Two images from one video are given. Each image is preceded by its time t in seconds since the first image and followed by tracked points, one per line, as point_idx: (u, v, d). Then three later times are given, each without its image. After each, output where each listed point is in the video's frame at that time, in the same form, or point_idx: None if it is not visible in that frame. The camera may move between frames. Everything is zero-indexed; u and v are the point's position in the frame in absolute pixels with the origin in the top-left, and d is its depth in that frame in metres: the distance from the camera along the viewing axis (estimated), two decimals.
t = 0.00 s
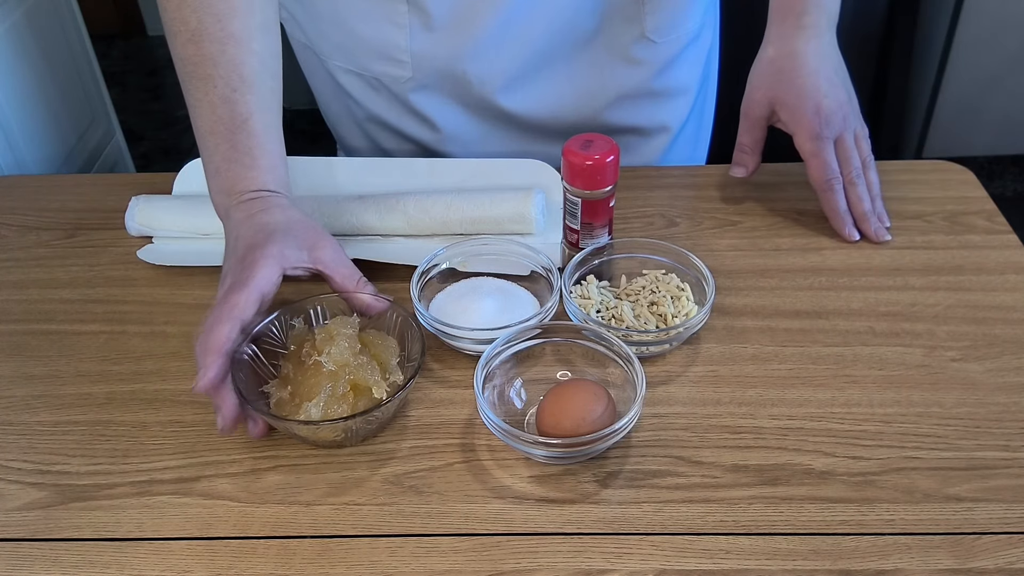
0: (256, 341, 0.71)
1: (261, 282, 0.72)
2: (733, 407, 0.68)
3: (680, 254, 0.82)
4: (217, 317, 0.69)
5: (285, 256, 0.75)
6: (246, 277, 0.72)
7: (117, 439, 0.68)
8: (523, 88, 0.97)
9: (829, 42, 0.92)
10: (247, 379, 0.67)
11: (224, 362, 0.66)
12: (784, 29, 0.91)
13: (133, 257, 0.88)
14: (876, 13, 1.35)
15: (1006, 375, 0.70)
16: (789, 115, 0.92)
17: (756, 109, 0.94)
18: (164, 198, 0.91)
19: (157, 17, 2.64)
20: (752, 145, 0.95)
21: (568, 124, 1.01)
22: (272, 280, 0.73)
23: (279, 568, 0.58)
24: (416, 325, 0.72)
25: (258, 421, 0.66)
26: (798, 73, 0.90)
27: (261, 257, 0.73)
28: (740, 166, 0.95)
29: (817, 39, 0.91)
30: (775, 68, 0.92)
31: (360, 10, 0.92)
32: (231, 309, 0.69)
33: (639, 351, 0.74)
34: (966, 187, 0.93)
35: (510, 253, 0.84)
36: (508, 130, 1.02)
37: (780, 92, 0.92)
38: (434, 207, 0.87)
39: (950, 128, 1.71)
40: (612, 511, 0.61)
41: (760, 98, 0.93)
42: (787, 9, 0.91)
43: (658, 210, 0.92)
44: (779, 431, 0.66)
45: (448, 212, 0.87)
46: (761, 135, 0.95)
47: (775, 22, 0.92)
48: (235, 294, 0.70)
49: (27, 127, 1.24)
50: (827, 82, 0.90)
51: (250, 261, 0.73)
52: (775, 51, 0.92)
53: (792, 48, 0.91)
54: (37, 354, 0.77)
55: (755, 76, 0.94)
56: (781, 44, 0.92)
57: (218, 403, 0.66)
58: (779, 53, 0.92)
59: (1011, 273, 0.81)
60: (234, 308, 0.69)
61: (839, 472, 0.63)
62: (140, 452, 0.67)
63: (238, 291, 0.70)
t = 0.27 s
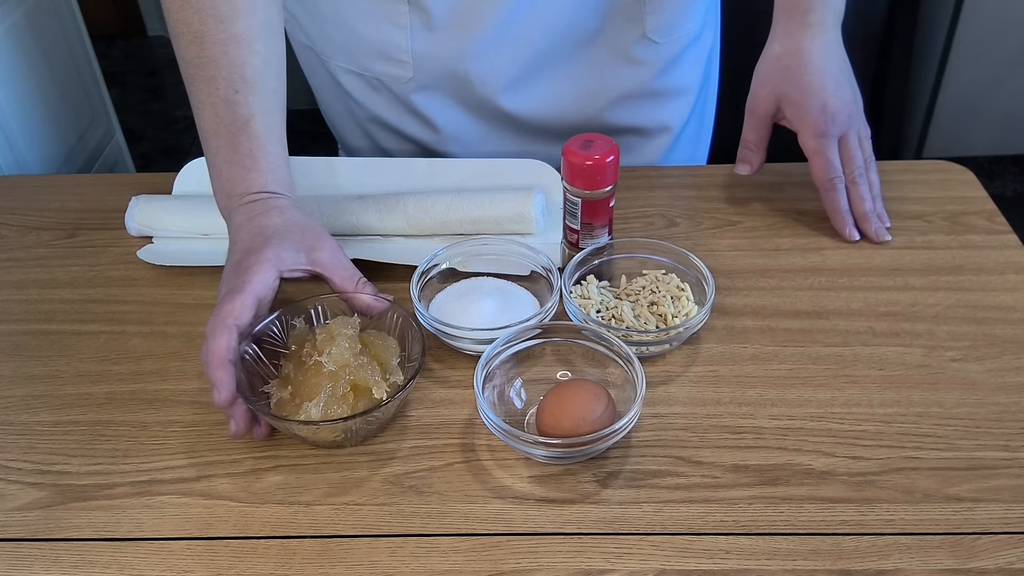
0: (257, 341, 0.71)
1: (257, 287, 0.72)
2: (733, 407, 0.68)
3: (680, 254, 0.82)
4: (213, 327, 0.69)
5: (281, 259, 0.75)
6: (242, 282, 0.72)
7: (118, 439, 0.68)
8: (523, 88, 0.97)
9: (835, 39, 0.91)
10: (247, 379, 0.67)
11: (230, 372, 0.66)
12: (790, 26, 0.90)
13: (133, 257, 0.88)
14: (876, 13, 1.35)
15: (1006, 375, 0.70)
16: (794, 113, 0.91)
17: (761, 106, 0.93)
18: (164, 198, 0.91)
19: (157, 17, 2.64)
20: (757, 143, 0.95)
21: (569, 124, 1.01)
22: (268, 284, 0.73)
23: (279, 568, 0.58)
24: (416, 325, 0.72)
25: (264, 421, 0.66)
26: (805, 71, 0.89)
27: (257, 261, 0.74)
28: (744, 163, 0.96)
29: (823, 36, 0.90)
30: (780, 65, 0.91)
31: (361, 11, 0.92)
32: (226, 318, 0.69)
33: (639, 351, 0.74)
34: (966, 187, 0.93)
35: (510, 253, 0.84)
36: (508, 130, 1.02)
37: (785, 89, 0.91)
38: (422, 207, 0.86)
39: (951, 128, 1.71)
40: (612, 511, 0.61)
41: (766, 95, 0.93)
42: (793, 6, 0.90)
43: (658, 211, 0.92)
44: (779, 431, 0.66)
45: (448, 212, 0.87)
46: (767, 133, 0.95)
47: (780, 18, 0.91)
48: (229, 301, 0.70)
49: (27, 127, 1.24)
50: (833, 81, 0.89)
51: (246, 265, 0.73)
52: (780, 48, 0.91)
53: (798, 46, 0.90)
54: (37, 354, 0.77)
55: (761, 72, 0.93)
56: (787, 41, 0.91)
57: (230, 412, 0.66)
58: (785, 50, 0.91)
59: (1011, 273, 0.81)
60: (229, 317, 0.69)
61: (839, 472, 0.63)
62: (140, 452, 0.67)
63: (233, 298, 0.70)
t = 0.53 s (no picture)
0: (260, 339, 0.72)
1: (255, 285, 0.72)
2: (733, 407, 0.68)
3: (680, 254, 0.82)
4: (213, 328, 0.69)
5: (280, 257, 0.75)
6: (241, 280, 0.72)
7: (118, 439, 0.68)
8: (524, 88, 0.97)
9: (842, 34, 0.91)
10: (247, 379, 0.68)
11: (231, 372, 0.66)
12: (799, 21, 0.90)
13: (134, 257, 0.88)
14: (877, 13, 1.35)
15: (1006, 375, 0.70)
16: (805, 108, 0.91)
17: (771, 101, 0.93)
18: (164, 198, 0.91)
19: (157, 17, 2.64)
20: (766, 139, 0.94)
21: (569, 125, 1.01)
22: (267, 282, 0.73)
23: (279, 568, 0.58)
24: (417, 328, 0.72)
25: (265, 424, 0.65)
26: (815, 66, 0.89)
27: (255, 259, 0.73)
28: (753, 159, 0.95)
29: (832, 32, 0.90)
30: (790, 60, 0.90)
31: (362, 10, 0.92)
32: (225, 318, 0.69)
33: (639, 351, 0.74)
34: (966, 187, 0.93)
35: (510, 253, 0.84)
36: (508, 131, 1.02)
37: (796, 84, 0.90)
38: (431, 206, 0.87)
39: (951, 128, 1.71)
40: (612, 511, 0.61)
41: (775, 90, 0.92)
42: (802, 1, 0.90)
43: (658, 211, 0.92)
44: (779, 431, 0.66)
45: (448, 212, 0.87)
46: (776, 129, 0.94)
47: (789, 14, 0.91)
48: (228, 300, 0.70)
49: (27, 127, 1.24)
50: (844, 76, 0.89)
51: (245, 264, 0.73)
52: (790, 42, 0.91)
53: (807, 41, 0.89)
54: (37, 354, 0.77)
55: (770, 66, 0.93)
56: (796, 36, 0.90)
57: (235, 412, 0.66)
58: (795, 44, 0.90)
59: (1011, 273, 0.81)
60: (228, 317, 0.69)
61: (839, 472, 0.63)
62: (140, 452, 0.67)
63: (232, 297, 0.70)
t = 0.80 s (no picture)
0: (255, 337, 0.72)
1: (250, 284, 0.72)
2: (733, 407, 0.68)
3: (680, 254, 0.82)
4: (207, 331, 0.68)
5: (275, 254, 0.75)
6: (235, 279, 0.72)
7: (118, 439, 0.68)
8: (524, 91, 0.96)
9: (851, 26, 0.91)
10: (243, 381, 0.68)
11: (228, 377, 0.65)
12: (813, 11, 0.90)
13: (133, 257, 0.88)
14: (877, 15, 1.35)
15: (1006, 375, 0.70)
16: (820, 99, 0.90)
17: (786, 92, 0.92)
18: (164, 198, 0.91)
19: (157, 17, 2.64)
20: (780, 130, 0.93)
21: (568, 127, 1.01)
22: (262, 280, 0.73)
23: (279, 568, 0.58)
24: (415, 328, 0.73)
25: (263, 427, 0.65)
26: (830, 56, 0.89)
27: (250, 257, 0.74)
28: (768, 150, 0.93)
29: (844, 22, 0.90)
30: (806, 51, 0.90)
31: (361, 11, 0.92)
32: (219, 321, 0.69)
33: (639, 351, 0.74)
34: (966, 187, 0.93)
35: (510, 253, 0.84)
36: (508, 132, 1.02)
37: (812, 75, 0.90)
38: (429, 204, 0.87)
39: (951, 129, 1.71)
40: (612, 511, 0.61)
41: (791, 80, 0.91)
42: None
43: (658, 211, 0.92)
44: (779, 431, 0.66)
45: (448, 212, 0.87)
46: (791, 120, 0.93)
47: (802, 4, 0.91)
48: (222, 301, 0.70)
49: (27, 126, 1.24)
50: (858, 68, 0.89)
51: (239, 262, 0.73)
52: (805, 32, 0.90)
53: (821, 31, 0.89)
54: (37, 354, 0.77)
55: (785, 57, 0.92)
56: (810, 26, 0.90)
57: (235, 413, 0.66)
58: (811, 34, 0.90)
59: (1011, 273, 0.81)
60: (222, 320, 0.69)
61: (839, 472, 0.63)
62: (140, 452, 0.67)
63: (226, 297, 0.70)
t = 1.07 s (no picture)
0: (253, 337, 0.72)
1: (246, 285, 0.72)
2: (733, 407, 0.68)
3: (680, 254, 0.82)
4: (206, 336, 0.68)
5: (270, 254, 0.75)
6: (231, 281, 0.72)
7: (118, 439, 0.68)
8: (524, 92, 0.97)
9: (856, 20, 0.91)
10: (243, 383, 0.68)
11: (227, 383, 0.65)
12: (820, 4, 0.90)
13: (134, 257, 0.88)
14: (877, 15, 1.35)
15: (1006, 375, 0.70)
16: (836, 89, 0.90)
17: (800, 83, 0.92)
18: (164, 198, 0.91)
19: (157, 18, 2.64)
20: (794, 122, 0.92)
21: (569, 127, 1.01)
22: (258, 280, 0.73)
23: (279, 568, 0.58)
24: (414, 328, 0.73)
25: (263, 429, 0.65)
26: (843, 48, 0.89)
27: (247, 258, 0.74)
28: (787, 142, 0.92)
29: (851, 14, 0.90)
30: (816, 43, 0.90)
31: (359, 11, 0.92)
32: (218, 325, 0.69)
33: (639, 351, 0.74)
34: (966, 187, 0.93)
35: (510, 253, 0.84)
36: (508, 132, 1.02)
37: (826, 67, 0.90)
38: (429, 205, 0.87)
39: (951, 128, 1.71)
40: (612, 511, 0.61)
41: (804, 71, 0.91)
42: None
43: (658, 211, 0.92)
44: (779, 431, 0.66)
45: (448, 212, 0.87)
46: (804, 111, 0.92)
47: None
48: (221, 304, 0.70)
49: (26, 126, 1.24)
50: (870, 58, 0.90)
51: (235, 263, 0.74)
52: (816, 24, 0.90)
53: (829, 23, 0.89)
54: (37, 354, 0.77)
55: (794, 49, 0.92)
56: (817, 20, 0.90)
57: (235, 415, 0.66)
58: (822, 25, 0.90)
59: (1012, 273, 0.81)
60: (221, 325, 0.69)
61: (839, 472, 0.63)
62: (140, 452, 0.67)
63: (224, 300, 0.70)
